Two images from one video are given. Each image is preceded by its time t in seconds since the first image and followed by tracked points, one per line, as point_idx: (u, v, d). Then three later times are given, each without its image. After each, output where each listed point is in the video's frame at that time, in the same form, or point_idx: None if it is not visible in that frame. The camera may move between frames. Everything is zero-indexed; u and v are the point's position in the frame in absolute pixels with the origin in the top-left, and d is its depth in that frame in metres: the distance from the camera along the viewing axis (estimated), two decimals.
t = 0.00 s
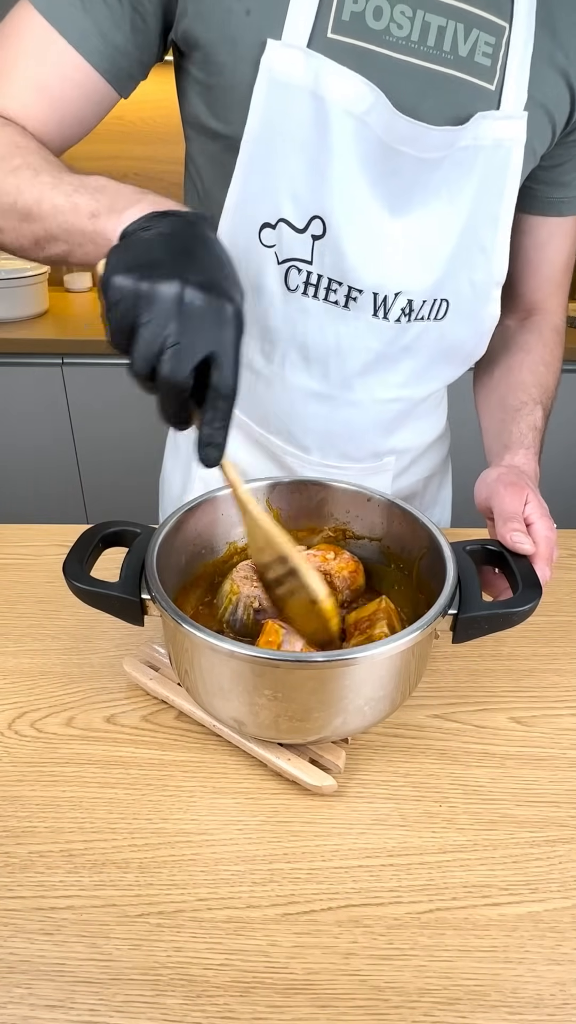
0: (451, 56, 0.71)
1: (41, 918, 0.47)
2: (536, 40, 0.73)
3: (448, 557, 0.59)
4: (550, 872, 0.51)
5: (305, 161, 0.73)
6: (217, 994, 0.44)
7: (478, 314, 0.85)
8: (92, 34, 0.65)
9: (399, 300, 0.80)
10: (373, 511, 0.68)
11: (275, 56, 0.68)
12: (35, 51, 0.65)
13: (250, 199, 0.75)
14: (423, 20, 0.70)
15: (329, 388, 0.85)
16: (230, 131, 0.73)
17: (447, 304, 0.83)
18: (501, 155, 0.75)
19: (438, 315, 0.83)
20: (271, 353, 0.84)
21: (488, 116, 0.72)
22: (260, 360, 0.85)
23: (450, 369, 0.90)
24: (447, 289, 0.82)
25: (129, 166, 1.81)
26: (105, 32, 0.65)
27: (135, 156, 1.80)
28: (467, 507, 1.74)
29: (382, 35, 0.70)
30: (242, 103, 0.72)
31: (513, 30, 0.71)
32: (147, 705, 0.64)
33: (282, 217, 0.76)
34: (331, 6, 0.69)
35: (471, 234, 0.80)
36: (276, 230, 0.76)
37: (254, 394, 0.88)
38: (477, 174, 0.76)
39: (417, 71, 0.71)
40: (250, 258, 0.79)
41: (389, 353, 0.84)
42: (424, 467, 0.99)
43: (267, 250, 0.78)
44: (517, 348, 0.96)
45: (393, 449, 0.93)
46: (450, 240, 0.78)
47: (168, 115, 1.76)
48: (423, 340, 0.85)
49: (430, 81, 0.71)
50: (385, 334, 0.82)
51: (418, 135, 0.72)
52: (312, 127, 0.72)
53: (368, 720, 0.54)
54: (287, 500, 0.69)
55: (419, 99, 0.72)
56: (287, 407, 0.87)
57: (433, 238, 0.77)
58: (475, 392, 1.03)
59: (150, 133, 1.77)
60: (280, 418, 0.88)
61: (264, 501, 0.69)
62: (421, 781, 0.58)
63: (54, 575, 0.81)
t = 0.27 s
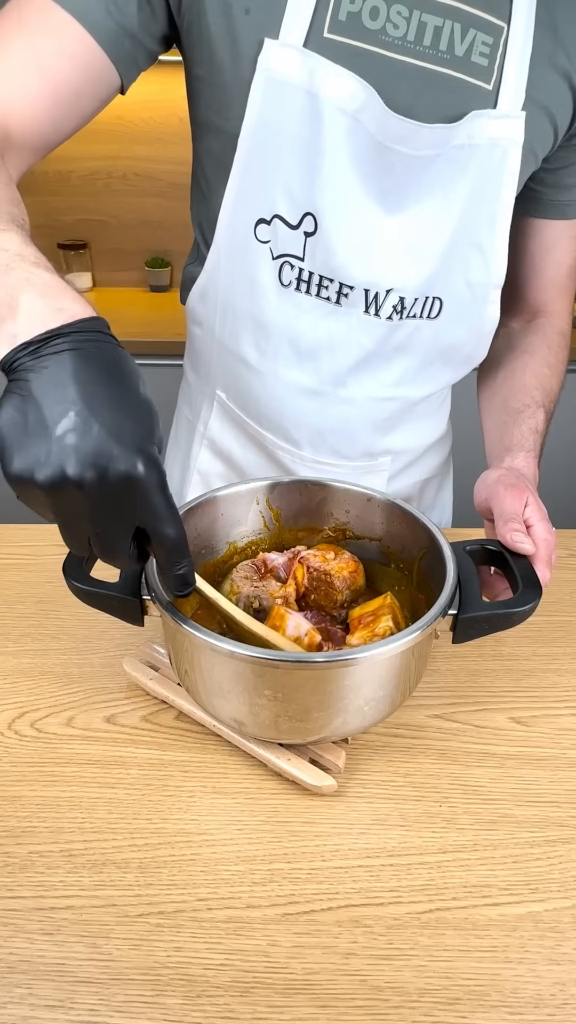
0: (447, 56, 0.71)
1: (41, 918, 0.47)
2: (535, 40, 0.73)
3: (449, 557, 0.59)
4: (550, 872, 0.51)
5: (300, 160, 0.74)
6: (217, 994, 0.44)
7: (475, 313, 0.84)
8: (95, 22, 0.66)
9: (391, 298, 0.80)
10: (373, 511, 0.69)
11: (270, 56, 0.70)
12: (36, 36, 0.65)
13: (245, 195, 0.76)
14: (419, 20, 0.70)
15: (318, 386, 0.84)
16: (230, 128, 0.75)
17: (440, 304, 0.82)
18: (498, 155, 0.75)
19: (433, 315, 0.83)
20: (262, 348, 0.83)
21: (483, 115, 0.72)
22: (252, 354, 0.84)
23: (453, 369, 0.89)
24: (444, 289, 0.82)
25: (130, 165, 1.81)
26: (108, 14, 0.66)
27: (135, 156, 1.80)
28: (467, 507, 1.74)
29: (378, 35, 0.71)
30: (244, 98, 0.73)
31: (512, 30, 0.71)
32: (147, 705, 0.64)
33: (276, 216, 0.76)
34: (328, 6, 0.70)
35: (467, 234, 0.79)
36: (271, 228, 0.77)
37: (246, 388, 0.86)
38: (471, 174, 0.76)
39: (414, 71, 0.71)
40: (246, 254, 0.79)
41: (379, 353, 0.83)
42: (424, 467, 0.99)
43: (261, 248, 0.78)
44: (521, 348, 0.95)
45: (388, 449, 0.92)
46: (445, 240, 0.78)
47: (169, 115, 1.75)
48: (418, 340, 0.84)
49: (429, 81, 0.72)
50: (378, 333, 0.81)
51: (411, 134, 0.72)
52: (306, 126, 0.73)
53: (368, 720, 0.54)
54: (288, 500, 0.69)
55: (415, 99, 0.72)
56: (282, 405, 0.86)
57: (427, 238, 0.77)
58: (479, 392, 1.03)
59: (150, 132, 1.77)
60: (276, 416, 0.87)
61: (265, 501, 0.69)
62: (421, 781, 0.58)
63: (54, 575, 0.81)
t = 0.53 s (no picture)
0: (443, 51, 0.71)
1: (41, 918, 0.47)
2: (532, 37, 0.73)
3: (448, 557, 0.59)
4: (550, 872, 0.51)
5: (296, 156, 0.74)
6: (217, 995, 0.44)
7: (470, 312, 0.83)
8: None
9: (385, 294, 0.79)
10: (373, 511, 0.69)
11: (268, 51, 0.70)
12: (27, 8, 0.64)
13: (242, 191, 0.77)
14: (416, 16, 0.70)
15: (314, 384, 0.85)
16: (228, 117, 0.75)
17: (435, 303, 0.82)
18: (494, 151, 0.75)
19: (427, 312, 0.82)
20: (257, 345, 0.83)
21: (478, 112, 0.72)
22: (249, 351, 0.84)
23: (451, 368, 0.89)
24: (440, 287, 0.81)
25: (130, 165, 1.81)
26: None
27: (135, 156, 1.80)
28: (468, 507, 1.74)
29: (374, 31, 0.71)
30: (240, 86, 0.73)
31: (508, 28, 0.72)
32: (147, 705, 0.64)
33: (273, 209, 0.76)
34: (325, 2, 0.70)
35: (462, 232, 0.79)
36: (267, 222, 0.77)
37: (241, 383, 0.87)
38: (466, 171, 0.76)
39: (410, 67, 0.71)
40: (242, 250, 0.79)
41: (374, 351, 0.83)
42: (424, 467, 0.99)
43: (258, 242, 0.78)
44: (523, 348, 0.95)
45: (385, 449, 0.92)
46: (438, 239, 0.78)
47: (169, 115, 1.75)
48: (413, 338, 0.84)
49: (425, 79, 0.72)
50: (372, 330, 0.81)
51: (406, 131, 0.72)
52: (302, 122, 0.73)
53: (367, 720, 0.54)
54: (288, 500, 0.69)
55: (409, 95, 0.72)
56: (278, 403, 0.86)
57: (421, 235, 0.77)
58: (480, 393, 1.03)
59: (149, 132, 1.77)
60: (268, 411, 0.87)
61: (265, 501, 0.69)
62: (421, 781, 0.58)
63: (54, 575, 0.81)
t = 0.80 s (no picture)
0: (447, 52, 0.71)
1: (41, 918, 0.47)
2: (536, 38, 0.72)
3: (449, 557, 0.59)
4: (550, 872, 0.51)
5: (299, 157, 0.74)
6: (217, 994, 0.44)
7: (472, 314, 0.84)
8: None
9: (388, 295, 0.80)
10: (373, 511, 0.69)
11: (269, 51, 0.70)
12: None
13: (243, 192, 0.76)
14: (419, 16, 0.70)
15: (317, 386, 0.85)
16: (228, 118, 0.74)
17: (438, 304, 0.83)
18: (497, 154, 0.74)
19: (430, 314, 0.83)
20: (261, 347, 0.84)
21: (482, 114, 0.72)
22: (252, 353, 0.85)
23: (451, 369, 0.89)
24: (441, 288, 0.82)
25: (130, 166, 1.81)
26: None
27: (136, 156, 1.80)
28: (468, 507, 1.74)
29: (377, 30, 0.71)
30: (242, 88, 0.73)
31: (512, 28, 0.71)
32: (147, 705, 0.64)
33: (275, 210, 0.76)
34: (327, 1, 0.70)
35: (466, 233, 0.79)
36: (268, 224, 0.77)
37: (244, 385, 0.87)
38: (470, 172, 0.75)
39: (414, 67, 0.71)
40: (244, 250, 0.79)
41: (378, 351, 0.83)
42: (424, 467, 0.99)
43: (259, 244, 0.78)
44: (515, 348, 0.96)
45: (387, 450, 0.92)
46: (444, 238, 0.78)
47: (169, 116, 1.76)
48: (416, 339, 0.84)
49: (428, 79, 0.72)
50: (374, 332, 0.82)
51: (409, 130, 0.72)
52: (305, 122, 0.73)
53: (367, 720, 0.54)
54: (288, 500, 0.69)
55: (413, 95, 0.72)
56: (279, 405, 0.86)
57: (425, 236, 0.77)
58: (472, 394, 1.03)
59: (149, 132, 1.77)
60: (272, 413, 0.87)
61: (265, 501, 0.69)
62: (421, 781, 0.58)
63: (54, 575, 0.81)
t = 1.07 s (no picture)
0: (448, 55, 0.71)
1: (41, 918, 0.47)
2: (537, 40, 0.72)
3: (449, 557, 0.59)
4: (550, 872, 0.51)
5: (299, 160, 0.74)
6: (217, 994, 0.44)
7: (473, 316, 0.84)
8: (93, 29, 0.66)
9: (388, 301, 0.80)
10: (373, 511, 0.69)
11: (267, 55, 0.69)
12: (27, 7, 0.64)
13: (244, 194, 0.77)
14: (420, 18, 0.70)
15: (317, 387, 0.87)
16: (227, 122, 0.74)
17: (440, 307, 0.83)
18: (499, 158, 0.74)
19: (431, 317, 0.83)
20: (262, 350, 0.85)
21: (484, 116, 0.72)
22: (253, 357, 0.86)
23: (453, 369, 0.89)
24: (442, 290, 0.82)
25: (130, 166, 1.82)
26: None
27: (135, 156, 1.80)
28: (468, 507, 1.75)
29: (378, 33, 0.70)
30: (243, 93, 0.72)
31: (513, 30, 0.71)
32: (147, 705, 0.64)
33: (274, 216, 0.77)
34: (327, 5, 0.70)
35: (466, 234, 0.79)
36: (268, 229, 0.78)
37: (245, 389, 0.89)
38: (472, 174, 0.75)
39: (414, 69, 0.71)
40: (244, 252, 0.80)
41: (378, 353, 0.84)
42: (424, 468, 0.99)
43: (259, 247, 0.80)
44: (512, 345, 0.96)
45: (387, 451, 0.92)
46: (445, 242, 0.78)
47: (169, 116, 1.76)
48: (418, 341, 0.84)
49: (429, 81, 0.72)
50: (375, 334, 0.82)
51: (409, 133, 0.72)
52: (304, 125, 0.73)
53: (367, 720, 0.54)
54: (287, 500, 0.70)
55: (414, 98, 0.72)
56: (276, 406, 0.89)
57: (426, 238, 0.77)
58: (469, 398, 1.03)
59: (149, 132, 1.77)
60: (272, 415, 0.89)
61: (264, 501, 0.69)
62: (421, 781, 0.58)
63: (54, 575, 0.81)
